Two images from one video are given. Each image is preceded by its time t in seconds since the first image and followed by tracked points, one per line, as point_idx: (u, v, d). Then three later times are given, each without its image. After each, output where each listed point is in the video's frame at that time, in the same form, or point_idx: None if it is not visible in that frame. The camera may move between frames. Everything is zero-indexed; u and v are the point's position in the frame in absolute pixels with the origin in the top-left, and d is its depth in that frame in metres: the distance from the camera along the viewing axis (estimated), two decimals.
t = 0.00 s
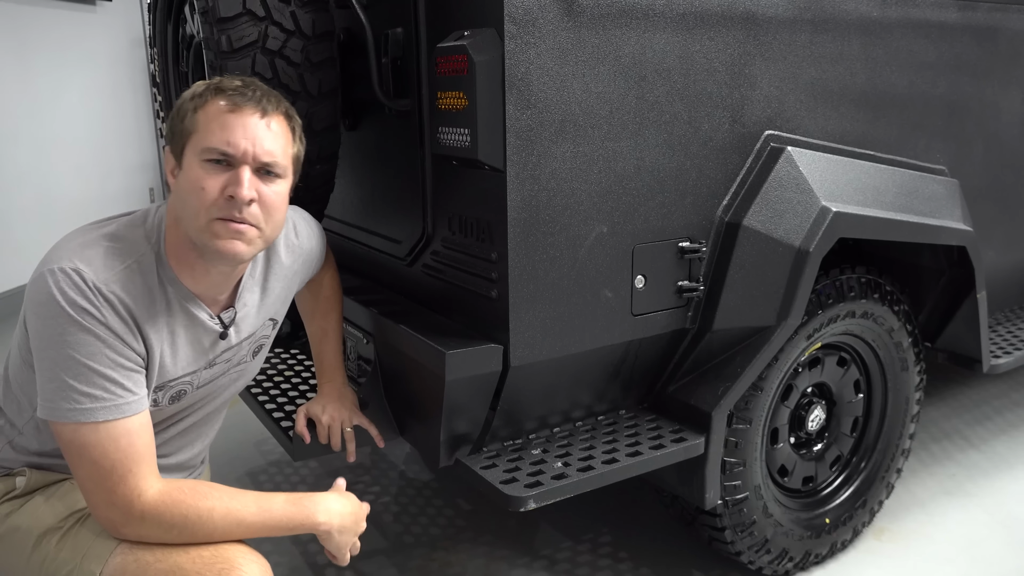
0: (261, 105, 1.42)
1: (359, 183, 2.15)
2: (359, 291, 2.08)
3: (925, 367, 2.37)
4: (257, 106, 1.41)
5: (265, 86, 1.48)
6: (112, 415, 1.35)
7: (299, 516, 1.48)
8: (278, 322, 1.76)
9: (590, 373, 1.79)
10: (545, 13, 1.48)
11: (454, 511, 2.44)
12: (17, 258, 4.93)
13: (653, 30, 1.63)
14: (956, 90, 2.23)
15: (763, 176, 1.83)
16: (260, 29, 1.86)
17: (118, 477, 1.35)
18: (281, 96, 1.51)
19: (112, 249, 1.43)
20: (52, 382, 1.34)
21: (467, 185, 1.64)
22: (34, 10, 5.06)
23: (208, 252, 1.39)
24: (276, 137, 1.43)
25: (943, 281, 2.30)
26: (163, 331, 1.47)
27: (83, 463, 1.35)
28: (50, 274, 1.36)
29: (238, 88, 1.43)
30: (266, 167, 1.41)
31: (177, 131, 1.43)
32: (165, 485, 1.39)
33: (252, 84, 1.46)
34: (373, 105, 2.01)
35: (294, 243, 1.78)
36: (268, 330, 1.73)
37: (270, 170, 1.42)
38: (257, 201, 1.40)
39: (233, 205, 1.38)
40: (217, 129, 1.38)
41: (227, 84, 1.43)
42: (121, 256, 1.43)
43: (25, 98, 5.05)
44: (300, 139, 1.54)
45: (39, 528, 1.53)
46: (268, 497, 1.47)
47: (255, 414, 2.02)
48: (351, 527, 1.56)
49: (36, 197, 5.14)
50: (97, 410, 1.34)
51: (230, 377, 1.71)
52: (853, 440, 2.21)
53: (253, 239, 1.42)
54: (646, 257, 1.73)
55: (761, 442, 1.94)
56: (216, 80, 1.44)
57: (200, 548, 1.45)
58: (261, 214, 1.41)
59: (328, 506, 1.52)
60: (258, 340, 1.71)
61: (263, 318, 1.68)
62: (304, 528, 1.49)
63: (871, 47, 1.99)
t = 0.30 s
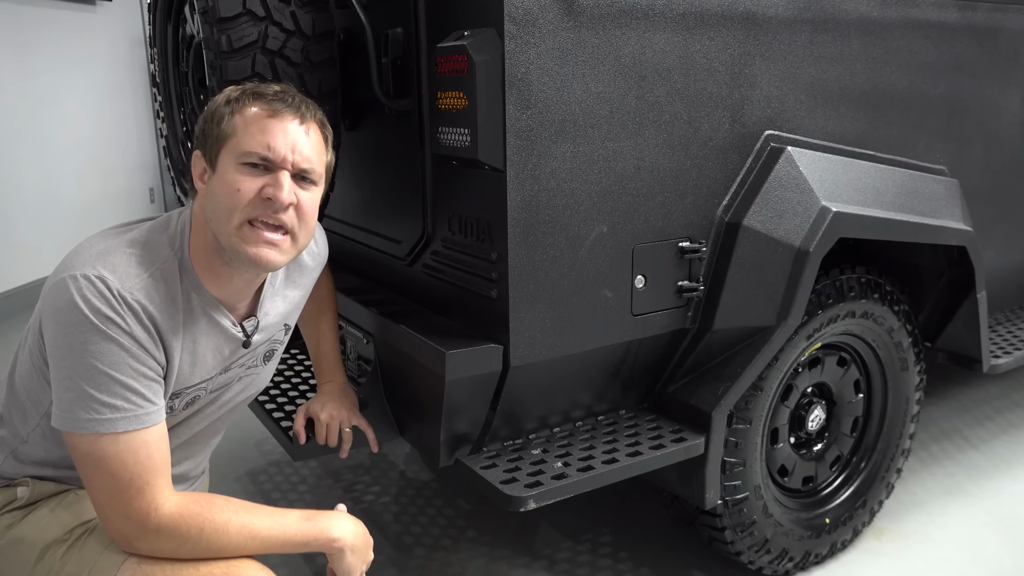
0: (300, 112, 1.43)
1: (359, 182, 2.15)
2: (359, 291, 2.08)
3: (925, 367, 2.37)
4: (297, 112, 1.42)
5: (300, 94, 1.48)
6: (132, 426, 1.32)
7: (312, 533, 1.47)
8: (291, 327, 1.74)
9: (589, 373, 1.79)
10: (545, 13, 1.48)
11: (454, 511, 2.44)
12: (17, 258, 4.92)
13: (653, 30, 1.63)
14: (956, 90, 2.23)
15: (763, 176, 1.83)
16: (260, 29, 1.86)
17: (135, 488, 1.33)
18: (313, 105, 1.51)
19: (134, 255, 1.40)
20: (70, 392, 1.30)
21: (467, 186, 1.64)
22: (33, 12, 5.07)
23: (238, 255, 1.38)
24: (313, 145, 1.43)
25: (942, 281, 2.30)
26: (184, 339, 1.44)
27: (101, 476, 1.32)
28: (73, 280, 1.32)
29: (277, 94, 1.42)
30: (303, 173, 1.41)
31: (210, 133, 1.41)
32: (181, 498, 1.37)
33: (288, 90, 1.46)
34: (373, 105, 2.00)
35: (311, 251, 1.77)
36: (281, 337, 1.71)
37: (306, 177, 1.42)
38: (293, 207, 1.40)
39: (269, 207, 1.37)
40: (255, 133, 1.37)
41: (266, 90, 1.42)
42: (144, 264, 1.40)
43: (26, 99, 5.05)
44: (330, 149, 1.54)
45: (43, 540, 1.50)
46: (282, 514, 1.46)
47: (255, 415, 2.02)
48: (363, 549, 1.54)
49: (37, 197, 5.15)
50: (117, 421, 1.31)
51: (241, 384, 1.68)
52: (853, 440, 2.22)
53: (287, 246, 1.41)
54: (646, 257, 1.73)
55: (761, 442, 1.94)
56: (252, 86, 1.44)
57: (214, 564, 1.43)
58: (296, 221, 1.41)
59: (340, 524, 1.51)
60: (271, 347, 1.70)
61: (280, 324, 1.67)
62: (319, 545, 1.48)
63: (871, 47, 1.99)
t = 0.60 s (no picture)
0: (311, 121, 1.41)
1: (359, 182, 2.15)
2: (358, 291, 2.08)
3: (925, 367, 2.37)
4: (309, 122, 1.40)
5: (309, 99, 1.46)
6: (143, 438, 1.32)
7: (325, 542, 1.46)
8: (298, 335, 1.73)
9: (589, 373, 1.79)
10: (545, 13, 1.48)
11: (454, 511, 2.44)
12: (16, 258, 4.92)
13: (653, 30, 1.63)
14: (956, 90, 2.23)
15: (763, 176, 1.83)
16: (260, 29, 1.86)
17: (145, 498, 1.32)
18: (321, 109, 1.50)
19: (143, 265, 1.40)
20: (80, 404, 1.30)
21: (467, 185, 1.64)
22: (32, 11, 5.07)
23: (258, 268, 1.38)
24: (326, 154, 1.42)
25: (942, 281, 2.30)
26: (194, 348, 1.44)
27: (111, 488, 1.32)
28: (83, 290, 1.31)
29: (287, 102, 1.40)
30: (318, 184, 1.41)
31: (220, 145, 1.39)
32: (192, 510, 1.36)
33: (297, 96, 1.44)
34: (373, 105, 2.00)
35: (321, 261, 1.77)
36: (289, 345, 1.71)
37: (321, 187, 1.42)
38: (311, 218, 1.40)
39: (287, 221, 1.37)
40: (269, 145, 1.36)
41: (275, 97, 1.40)
42: (154, 274, 1.40)
43: (26, 99, 5.05)
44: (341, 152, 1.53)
45: (49, 549, 1.51)
46: (295, 524, 1.45)
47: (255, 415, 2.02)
48: (377, 559, 1.53)
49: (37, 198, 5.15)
50: (127, 433, 1.31)
51: (249, 392, 1.67)
52: (853, 440, 2.22)
53: (306, 256, 1.42)
54: (646, 257, 1.73)
55: (761, 442, 1.94)
56: (260, 93, 1.41)
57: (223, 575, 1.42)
58: (314, 231, 1.41)
59: (353, 534, 1.50)
60: (279, 357, 1.69)
61: (289, 333, 1.67)
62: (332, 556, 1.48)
63: (871, 47, 1.99)
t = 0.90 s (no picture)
0: (330, 165, 1.32)
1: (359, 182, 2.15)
2: (358, 291, 2.08)
3: (925, 367, 2.37)
4: (327, 169, 1.32)
5: (332, 132, 1.36)
6: (145, 440, 1.31)
7: (329, 542, 1.47)
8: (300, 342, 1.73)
9: (589, 373, 1.79)
10: (545, 13, 1.48)
11: (454, 511, 2.44)
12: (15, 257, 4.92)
13: (652, 30, 1.63)
14: (956, 90, 2.23)
15: (763, 176, 1.83)
16: (260, 29, 1.86)
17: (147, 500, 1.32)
18: (345, 139, 1.40)
19: (144, 271, 1.40)
20: (81, 407, 1.29)
21: (467, 186, 1.64)
22: (32, 11, 5.07)
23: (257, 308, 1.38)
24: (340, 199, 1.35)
25: (942, 281, 2.30)
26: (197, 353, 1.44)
27: (113, 491, 1.31)
28: (82, 294, 1.32)
29: (307, 143, 1.31)
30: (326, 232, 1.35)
31: (234, 178, 1.33)
32: (195, 512, 1.36)
33: (320, 131, 1.34)
34: (373, 106, 2.00)
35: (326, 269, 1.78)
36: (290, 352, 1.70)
37: (330, 234, 1.36)
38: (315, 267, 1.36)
39: (289, 271, 1.33)
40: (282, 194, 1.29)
41: (296, 137, 1.31)
42: (155, 278, 1.40)
43: (25, 98, 5.05)
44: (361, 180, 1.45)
45: (53, 549, 1.50)
46: (299, 525, 1.46)
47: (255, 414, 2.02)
48: (384, 560, 1.54)
49: (36, 197, 5.15)
50: (129, 436, 1.30)
51: (251, 399, 1.67)
52: (853, 440, 2.22)
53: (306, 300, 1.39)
54: (646, 257, 1.73)
55: (761, 442, 1.94)
56: (282, 128, 1.32)
57: None
58: (317, 278, 1.38)
59: (358, 533, 1.52)
60: (280, 362, 1.68)
61: (291, 340, 1.66)
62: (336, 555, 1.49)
63: (871, 47, 1.99)
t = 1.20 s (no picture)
0: (316, 137, 1.37)
1: (359, 182, 2.15)
2: (359, 291, 2.08)
3: (925, 367, 2.37)
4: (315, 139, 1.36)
5: (310, 111, 1.41)
6: (130, 433, 1.32)
7: (311, 537, 1.44)
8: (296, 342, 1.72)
9: (589, 373, 1.79)
10: (545, 13, 1.48)
11: (454, 511, 2.44)
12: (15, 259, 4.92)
13: (652, 30, 1.63)
14: (956, 90, 2.23)
15: (763, 176, 1.83)
16: (260, 29, 1.86)
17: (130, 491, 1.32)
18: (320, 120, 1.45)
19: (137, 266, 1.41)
20: (67, 397, 1.30)
21: (467, 185, 1.64)
22: (31, 10, 5.06)
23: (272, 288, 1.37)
24: (333, 169, 1.39)
25: (942, 281, 2.30)
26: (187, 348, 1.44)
27: (99, 481, 1.31)
28: (74, 284, 1.32)
29: (293, 118, 1.35)
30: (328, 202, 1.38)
31: (225, 166, 1.33)
32: (176, 506, 1.36)
33: (299, 109, 1.39)
34: (373, 106, 2.00)
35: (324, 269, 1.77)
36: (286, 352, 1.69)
37: (330, 204, 1.39)
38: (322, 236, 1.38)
39: (301, 242, 1.35)
40: (279, 166, 1.32)
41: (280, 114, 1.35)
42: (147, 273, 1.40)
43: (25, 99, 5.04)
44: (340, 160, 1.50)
45: (40, 540, 1.51)
46: (281, 520, 1.44)
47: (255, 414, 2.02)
48: (368, 556, 1.51)
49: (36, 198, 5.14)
50: (114, 427, 1.30)
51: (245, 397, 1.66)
52: (853, 440, 2.22)
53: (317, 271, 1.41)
54: (646, 257, 1.73)
55: (761, 442, 1.94)
56: (263, 108, 1.36)
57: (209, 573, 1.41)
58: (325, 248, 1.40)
59: (343, 528, 1.49)
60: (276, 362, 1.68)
61: (286, 340, 1.65)
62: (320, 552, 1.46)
63: (871, 47, 1.99)
